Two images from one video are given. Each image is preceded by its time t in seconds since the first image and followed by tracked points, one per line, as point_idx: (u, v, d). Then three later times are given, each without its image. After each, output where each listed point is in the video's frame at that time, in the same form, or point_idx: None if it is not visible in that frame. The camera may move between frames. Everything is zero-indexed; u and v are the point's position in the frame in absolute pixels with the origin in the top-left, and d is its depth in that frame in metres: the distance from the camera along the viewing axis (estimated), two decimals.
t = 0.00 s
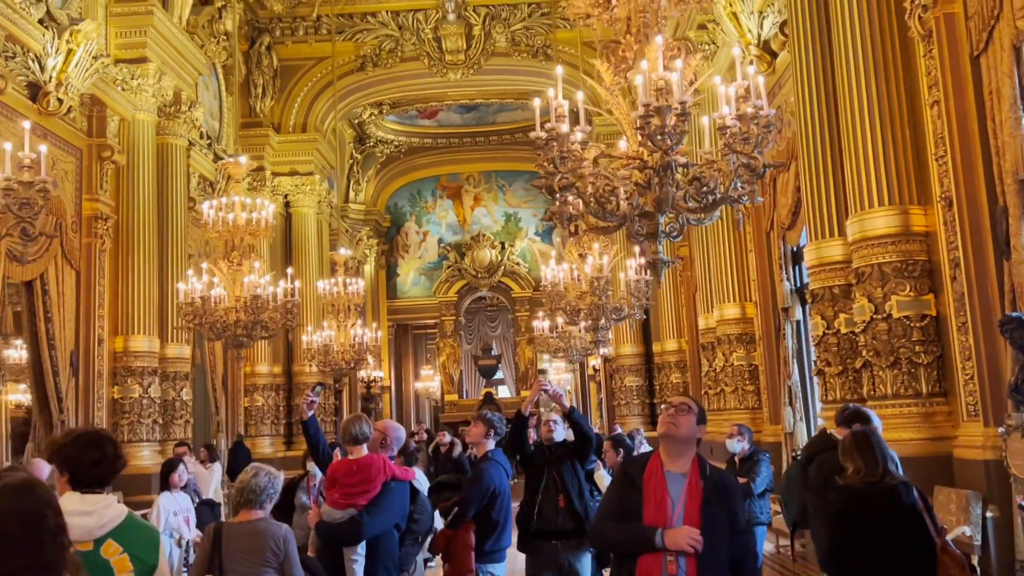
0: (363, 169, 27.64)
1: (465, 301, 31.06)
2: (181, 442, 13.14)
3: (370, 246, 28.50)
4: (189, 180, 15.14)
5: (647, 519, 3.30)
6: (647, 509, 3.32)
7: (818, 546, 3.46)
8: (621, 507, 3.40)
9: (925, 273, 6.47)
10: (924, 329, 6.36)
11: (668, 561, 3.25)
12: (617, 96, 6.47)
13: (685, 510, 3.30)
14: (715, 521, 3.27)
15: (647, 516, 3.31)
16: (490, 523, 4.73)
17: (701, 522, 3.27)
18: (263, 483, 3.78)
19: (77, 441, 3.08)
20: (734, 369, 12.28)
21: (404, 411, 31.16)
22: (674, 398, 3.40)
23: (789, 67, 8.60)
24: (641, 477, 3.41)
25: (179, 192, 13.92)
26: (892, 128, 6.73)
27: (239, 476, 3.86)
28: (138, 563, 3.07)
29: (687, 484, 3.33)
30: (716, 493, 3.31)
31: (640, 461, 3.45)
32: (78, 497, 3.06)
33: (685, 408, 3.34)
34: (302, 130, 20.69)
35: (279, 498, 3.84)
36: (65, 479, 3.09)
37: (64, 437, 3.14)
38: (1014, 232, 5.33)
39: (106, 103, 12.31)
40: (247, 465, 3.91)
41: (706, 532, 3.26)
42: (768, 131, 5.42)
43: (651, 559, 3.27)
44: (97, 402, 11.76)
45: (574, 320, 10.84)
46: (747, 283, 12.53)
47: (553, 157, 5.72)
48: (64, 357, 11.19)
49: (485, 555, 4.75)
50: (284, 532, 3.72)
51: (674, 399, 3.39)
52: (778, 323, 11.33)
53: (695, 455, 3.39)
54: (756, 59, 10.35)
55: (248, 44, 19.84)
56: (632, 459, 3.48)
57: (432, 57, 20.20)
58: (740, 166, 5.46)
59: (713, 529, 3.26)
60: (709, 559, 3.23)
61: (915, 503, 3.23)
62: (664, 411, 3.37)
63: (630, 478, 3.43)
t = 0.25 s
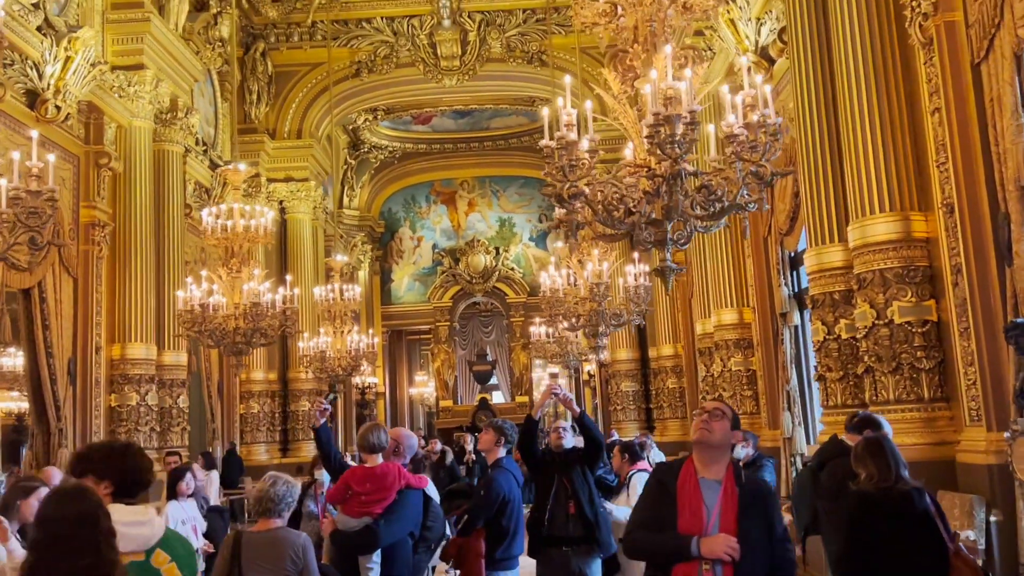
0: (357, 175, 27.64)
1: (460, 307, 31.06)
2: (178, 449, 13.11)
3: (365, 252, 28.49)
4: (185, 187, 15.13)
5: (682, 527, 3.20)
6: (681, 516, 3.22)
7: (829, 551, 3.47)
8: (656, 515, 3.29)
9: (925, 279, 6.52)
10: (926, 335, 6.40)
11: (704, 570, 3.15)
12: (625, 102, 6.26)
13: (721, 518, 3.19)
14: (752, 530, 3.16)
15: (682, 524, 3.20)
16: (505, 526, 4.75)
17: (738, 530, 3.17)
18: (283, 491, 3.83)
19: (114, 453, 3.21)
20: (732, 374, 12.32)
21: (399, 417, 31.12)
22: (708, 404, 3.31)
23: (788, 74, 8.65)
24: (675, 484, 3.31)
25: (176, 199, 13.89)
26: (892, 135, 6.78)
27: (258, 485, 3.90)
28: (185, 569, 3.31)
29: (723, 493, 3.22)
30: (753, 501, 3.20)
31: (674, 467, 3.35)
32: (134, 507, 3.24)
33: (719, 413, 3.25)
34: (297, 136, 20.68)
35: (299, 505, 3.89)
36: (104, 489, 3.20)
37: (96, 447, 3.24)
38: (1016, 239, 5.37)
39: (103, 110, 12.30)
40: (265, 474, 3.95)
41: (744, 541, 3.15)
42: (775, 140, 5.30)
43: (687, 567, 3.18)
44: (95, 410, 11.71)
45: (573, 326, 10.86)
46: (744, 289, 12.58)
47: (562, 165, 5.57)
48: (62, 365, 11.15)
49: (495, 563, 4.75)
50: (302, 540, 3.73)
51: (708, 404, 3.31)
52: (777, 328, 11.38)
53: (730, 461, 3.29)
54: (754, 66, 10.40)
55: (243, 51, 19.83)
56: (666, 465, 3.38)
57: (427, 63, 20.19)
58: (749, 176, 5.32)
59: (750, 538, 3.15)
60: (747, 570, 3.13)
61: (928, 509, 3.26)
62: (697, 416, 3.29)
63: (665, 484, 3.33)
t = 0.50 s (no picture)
0: (351, 179, 27.63)
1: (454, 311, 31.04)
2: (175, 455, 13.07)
3: (359, 257, 28.47)
4: (181, 192, 15.10)
5: (711, 533, 3.20)
6: (710, 521, 3.22)
7: (841, 553, 3.48)
8: (682, 520, 3.27)
9: (926, 283, 6.56)
10: (927, 338, 6.44)
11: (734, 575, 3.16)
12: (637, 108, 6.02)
13: (751, 524, 3.20)
14: (783, 536, 3.17)
15: (712, 530, 3.20)
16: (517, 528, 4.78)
17: (768, 536, 3.18)
18: (297, 496, 3.81)
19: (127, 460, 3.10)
20: (729, 377, 12.35)
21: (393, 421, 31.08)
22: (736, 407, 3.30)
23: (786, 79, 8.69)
24: (703, 488, 3.30)
25: (172, 204, 13.86)
26: (892, 140, 6.82)
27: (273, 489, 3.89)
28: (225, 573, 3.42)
29: (753, 499, 3.23)
30: (782, 506, 3.22)
31: (701, 471, 3.34)
32: (169, 520, 3.23)
33: (749, 417, 3.21)
34: (291, 141, 20.65)
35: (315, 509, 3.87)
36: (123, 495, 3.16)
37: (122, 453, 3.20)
38: (1018, 243, 5.41)
39: (99, 115, 12.28)
40: (279, 479, 3.93)
41: (775, 547, 3.16)
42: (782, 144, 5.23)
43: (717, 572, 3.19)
44: (92, 416, 11.66)
45: (572, 330, 10.86)
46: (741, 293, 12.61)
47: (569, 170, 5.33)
48: (59, 371, 11.11)
49: (503, 567, 4.78)
50: (320, 546, 3.73)
51: (737, 408, 3.27)
52: (774, 332, 11.42)
53: (759, 467, 3.28)
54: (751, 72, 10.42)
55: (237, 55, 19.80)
56: (693, 469, 3.37)
57: (421, 67, 20.24)
58: (756, 179, 5.24)
59: (781, 545, 3.16)
60: None
61: (940, 511, 3.27)
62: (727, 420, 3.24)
63: (692, 488, 3.31)
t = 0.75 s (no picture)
0: (345, 183, 27.60)
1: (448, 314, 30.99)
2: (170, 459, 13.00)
3: (352, 260, 28.42)
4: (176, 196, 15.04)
5: (737, 539, 3.20)
6: (736, 526, 3.22)
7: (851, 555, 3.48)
8: (705, 527, 3.27)
9: (926, 285, 6.59)
10: (928, 340, 6.46)
11: None
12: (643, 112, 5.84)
13: (777, 531, 3.21)
14: (810, 540, 3.18)
15: (737, 537, 3.20)
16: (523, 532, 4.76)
17: (794, 541, 3.19)
18: (310, 500, 3.84)
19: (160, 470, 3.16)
20: (726, 380, 12.37)
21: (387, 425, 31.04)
22: (759, 412, 3.33)
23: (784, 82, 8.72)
24: (725, 494, 3.30)
25: (167, 207, 13.81)
26: (892, 143, 6.84)
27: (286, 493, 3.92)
28: None
29: (778, 505, 3.25)
30: (807, 512, 3.23)
31: (722, 478, 3.35)
32: (205, 527, 3.12)
33: (771, 422, 3.28)
34: (285, 144, 20.59)
35: (327, 514, 3.90)
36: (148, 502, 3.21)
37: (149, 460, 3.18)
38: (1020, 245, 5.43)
39: (95, 118, 12.22)
40: (291, 484, 3.97)
41: (801, 552, 3.17)
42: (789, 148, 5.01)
43: None
44: (87, 421, 11.60)
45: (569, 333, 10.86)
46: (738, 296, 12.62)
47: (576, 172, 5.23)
48: (55, 376, 11.05)
49: (510, 571, 4.77)
50: (332, 551, 3.74)
51: (760, 413, 3.32)
52: (771, 334, 11.46)
53: (781, 472, 3.31)
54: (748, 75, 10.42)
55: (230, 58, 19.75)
56: (714, 476, 3.37)
57: (416, 70, 20.20)
58: (762, 184, 5.04)
59: (808, 550, 3.17)
60: None
61: (953, 513, 3.28)
62: (750, 424, 3.30)
63: (714, 494, 3.32)
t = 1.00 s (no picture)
0: (338, 184, 27.54)
1: (441, 316, 30.95)
2: (165, 463, 12.93)
3: (346, 262, 28.36)
4: (170, 197, 14.97)
5: (762, 552, 3.19)
6: (759, 537, 3.21)
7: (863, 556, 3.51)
8: (728, 537, 3.25)
9: (927, 286, 6.61)
10: (929, 342, 6.48)
11: None
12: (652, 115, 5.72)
13: (801, 541, 3.20)
14: (833, 548, 3.20)
15: (762, 549, 3.19)
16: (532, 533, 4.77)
17: (818, 549, 3.20)
18: (320, 507, 3.85)
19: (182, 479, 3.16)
20: (723, 381, 12.37)
21: (380, 427, 31.02)
22: (773, 417, 3.31)
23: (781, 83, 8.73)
24: (744, 503, 3.27)
25: (161, 209, 13.73)
26: (892, 144, 6.86)
27: (297, 501, 3.92)
28: None
29: (800, 514, 3.24)
30: (830, 520, 3.24)
31: (741, 486, 3.31)
32: (230, 537, 3.13)
33: (788, 428, 3.24)
34: (279, 145, 20.51)
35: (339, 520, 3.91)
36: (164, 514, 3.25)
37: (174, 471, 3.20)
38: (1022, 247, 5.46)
39: (89, 120, 12.16)
40: (302, 490, 3.99)
41: (825, 560, 3.19)
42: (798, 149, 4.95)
43: None
44: (82, 425, 11.53)
45: (568, 334, 10.84)
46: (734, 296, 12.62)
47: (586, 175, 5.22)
48: (50, 380, 10.98)
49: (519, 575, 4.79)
50: (346, 556, 3.78)
51: (773, 418, 3.28)
52: (768, 336, 11.48)
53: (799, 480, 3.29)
54: (744, 76, 10.43)
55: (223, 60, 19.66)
56: (731, 483, 3.33)
57: (410, 72, 20.14)
58: (770, 186, 4.96)
59: (832, 559, 3.19)
60: None
61: (968, 516, 3.30)
62: (766, 432, 3.26)
63: (734, 503, 3.29)
